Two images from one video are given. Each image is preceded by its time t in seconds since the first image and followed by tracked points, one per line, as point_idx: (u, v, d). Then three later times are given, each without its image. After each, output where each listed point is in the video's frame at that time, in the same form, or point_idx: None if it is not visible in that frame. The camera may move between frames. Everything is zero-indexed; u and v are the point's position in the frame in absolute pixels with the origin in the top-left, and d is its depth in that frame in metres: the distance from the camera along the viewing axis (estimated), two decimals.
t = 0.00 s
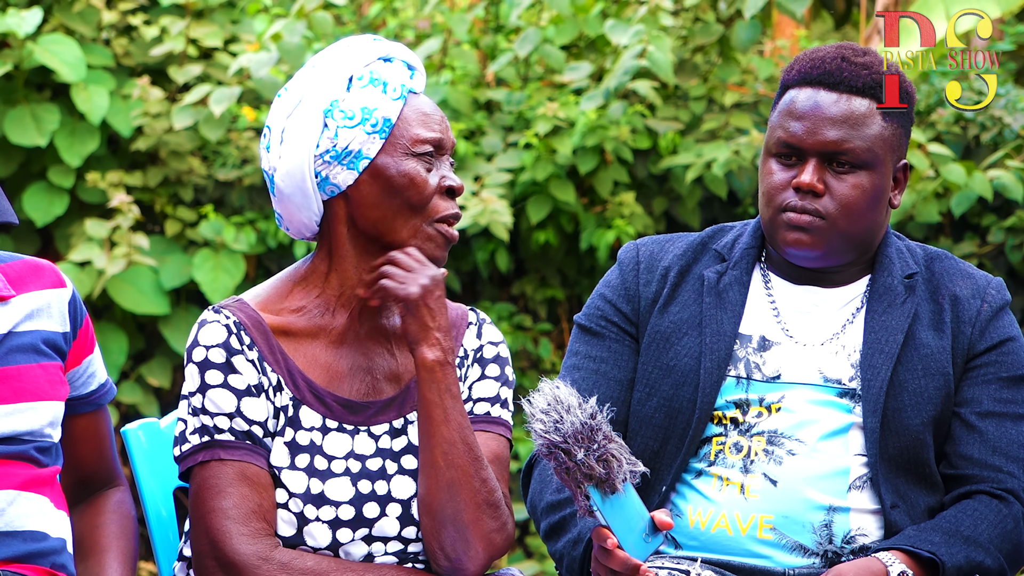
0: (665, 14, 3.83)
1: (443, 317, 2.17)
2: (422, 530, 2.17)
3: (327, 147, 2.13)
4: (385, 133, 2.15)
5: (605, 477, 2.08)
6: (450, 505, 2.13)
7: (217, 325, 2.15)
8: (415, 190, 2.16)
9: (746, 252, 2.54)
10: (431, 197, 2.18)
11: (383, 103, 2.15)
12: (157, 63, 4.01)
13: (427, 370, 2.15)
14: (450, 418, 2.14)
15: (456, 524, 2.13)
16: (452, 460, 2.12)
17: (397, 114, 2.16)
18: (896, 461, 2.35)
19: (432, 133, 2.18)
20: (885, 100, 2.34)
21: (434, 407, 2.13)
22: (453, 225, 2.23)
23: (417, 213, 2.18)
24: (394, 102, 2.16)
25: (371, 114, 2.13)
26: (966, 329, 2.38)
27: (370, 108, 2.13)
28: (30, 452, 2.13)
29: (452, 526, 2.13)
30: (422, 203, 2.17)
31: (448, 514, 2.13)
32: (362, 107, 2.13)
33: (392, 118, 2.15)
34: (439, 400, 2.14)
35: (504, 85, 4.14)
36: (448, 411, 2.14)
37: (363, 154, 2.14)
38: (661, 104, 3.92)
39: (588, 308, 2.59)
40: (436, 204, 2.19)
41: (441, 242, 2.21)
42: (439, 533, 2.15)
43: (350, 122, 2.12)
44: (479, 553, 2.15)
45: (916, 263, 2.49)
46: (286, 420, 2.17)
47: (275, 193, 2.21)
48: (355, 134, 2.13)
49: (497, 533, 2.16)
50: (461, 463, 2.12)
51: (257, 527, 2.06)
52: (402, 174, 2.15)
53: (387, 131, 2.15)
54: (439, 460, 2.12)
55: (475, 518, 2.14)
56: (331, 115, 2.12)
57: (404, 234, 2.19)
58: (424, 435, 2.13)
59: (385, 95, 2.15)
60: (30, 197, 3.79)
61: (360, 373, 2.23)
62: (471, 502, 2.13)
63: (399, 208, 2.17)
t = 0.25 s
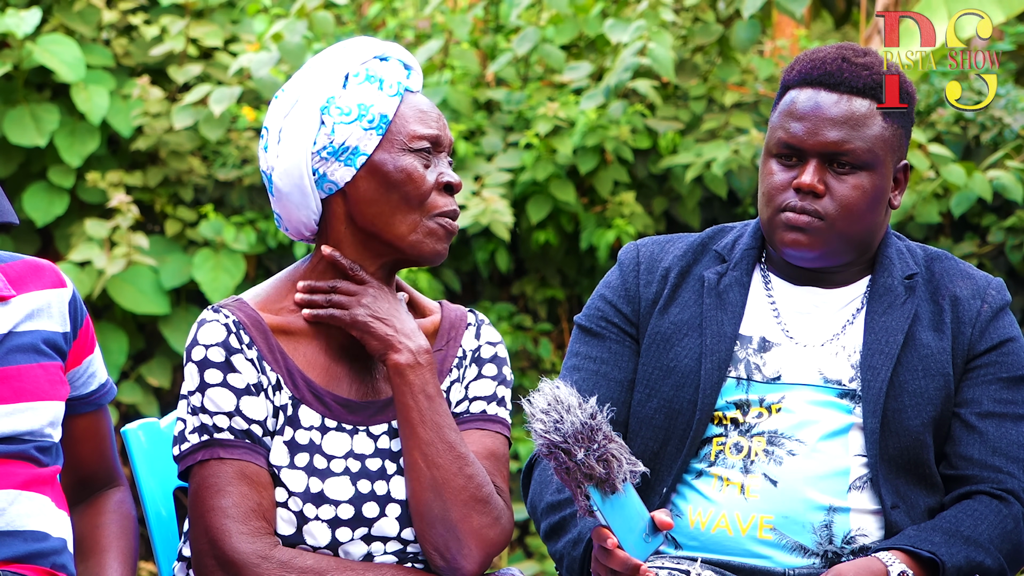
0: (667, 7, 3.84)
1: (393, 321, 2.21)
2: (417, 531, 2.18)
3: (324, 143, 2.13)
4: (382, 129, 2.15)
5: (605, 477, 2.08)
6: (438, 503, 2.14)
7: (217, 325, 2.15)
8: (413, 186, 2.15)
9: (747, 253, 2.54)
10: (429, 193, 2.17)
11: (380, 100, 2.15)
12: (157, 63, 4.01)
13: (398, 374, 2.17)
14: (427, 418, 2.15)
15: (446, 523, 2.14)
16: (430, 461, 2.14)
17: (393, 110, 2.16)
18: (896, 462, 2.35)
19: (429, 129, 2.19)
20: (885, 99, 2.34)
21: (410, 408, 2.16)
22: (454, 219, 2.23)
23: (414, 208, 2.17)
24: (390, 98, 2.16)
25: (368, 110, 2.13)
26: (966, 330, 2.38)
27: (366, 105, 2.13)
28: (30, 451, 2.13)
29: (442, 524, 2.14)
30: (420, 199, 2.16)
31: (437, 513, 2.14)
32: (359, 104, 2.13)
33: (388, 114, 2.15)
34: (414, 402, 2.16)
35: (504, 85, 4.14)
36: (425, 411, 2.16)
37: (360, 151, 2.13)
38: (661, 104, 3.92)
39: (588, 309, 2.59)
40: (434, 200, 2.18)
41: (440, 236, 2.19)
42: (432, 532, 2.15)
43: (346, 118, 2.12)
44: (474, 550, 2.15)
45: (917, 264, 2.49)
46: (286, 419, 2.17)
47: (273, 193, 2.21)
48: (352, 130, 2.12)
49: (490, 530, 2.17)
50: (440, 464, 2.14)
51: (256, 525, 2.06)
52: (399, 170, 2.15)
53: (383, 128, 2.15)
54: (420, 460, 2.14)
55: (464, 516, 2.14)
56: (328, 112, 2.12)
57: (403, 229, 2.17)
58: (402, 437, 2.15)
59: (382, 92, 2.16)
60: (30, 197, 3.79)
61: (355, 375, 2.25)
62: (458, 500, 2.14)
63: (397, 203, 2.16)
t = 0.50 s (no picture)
0: (667, 6, 3.84)
1: (397, 320, 2.21)
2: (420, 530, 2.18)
3: (323, 143, 2.13)
4: (381, 129, 2.15)
5: (605, 478, 2.09)
6: (441, 503, 2.14)
7: (217, 324, 2.15)
8: (412, 186, 2.15)
9: (747, 254, 2.54)
10: (427, 193, 2.17)
11: (380, 100, 2.15)
12: (157, 63, 4.01)
13: (403, 372, 2.18)
14: (431, 417, 2.16)
15: (449, 522, 2.14)
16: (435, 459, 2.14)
17: (393, 110, 2.16)
18: (896, 462, 2.35)
19: (428, 130, 2.19)
20: (885, 99, 2.34)
21: (415, 408, 2.16)
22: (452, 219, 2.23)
23: (413, 209, 2.17)
24: (389, 99, 2.16)
25: (367, 111, 2.13)
26: (966, 330, 2.38)
27: (365, 105, 2.13)
28: (30, 451, 2.13)
29: (445, 524, 2.14)
30: (419, 199, 2.16)
31: (440, 512, 2.14)
32: (358, 104, 2.13)
33: (388, 115, 2.15)
34: (419, 400, 2.16)
35: (504, 85, 4.14)
36: (429, 410, 2.16)
37: (359, 151, 2.13)
38: (661, 104, 3.92)
39: (588, 309, 2.59)
40: (433, 201, 2.18)
41: (438, 237, 2.19)
42: (434, 531, 2.15)
43: (346, 118, 2.12)
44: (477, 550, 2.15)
45: (917, 264, 2.49)
46: (286, 418, 2.17)
47: (272, 193, 2.21)
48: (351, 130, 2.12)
49: (493, 530, 2.17)
50: (444, 463, 2.14)
51: (257, 525, 2.06)
52: (398, 171, 2.15)
53: (383, 128, 2.15)
54: (424, 460, 2.14)
55: (467, 516, 2.14)
56: (327, 112, 2.12)
57: (402, 230, 2.17)
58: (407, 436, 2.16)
59: (381, 92, 2.16)
60: (30, 197, 3.79)
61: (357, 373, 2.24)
62: (461, 500, 2.14)
63: (396, 204, 2.16)
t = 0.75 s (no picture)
0: (666, 5, 3.84)
1: (397, 320, 2.21)
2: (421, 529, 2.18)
3: (324, 144, 2.13)
4: (382, 130, 2.15)
5: (605, 477, 2.09)
6: (442, 502, 2.14)
7: (217, 323, 2.15)
8: (412, 187, 2.15)
9: (746, 254, 2.54)
10: (428, 194, 2.17)
11: (380, 101, 2.15)
12: (157, 63, 4.01)
13: (404, 372, 2.18)
14: (432, 417, 2.16)
15: (450, 521, 2.14)
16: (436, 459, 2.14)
17: (393, 111, 2.16)
18: (896, 463, 2.35)
19: (429, 131, 2.19)
20: (885, 99, 2.34)
21: (415, 407, 2.16)
22: (453, 220, 2.22)
23: (414, 209, 2.17)
24: (390, 100, 2.16)
25: (368, 111, 2.13)
26: (966, 330, 2.38)
27: (366, 106, 2.13)
28: (30, 449, 2.13)
29: (445, 523, 2.14)
30: (419, 200, 2.16)
31: (441, 512, 2.14)
32: (359, 105, 2.13)
33: (388, 115, 2.15)
34: (419, 400, 2.16)
35: (504, 85, 4.14)
36: (430, 410, 2.16)
37: (360, 152, 2.13)
38: (661, 104, 3.92)
39: (588, 310, 2.59)
40: (433, 201, 2.18)
41: (438, 237, 2.19)
42: (435, 530, 2.15)
43: (346, 119, 2.12)
44: (478, 550, 2.15)
45: (917, 264, 2.49)
46: (286, 416, 2.17)
47: (272, 193, 2.21)
48: (352, 130, 2.12)
49: (493, 530, 2.17)
50: (445, 463, 2.14)
51: (257, 524, 2.06)
52: (398, 171, 2.15)
53: (384, 129, 2.15)
54: (425, 459, 2.14)
55: (467, 515, 2.14)
56: (328, 113, 2.13)
57: (402, 230, 2.17)
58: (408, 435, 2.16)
59: (382, 93, 2.16)
60: (30, 197, 3.79)
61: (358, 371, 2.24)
62: (462, 500, 2.14)
63: (396, 204, 2.16)
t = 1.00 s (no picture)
0: (666, 5, 3.84)
1: (397, 320, 2.21)
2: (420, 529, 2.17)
3: (325, 145, 2.12)
4: (383, 131, 2.15)
5: (605, 477, 2.09)
6: (443, 501, 2.14)
7: (217, 321, 2.15)
8: (413, 188, 2.15)
9: (746, 254, 2.54)
10: (428, 195, 2.17)
11: (382, 102, 2.15)
12: (157, 63, 4.01)
13: (404, 372, 2.18)
14: (432, 417, 2.16)
15: (451, 521, 2.14)
16: (437, 459, 2.14)
17: (395, 113, 2.16)
18: (896, 463, 2.35)
19: (430, 132, 2.19)
20: (885, 99, 2.34)
21: (416, 407, 2.16)
22: (453, 222, 2.23)
23: (414, 211, 2.17)
24: (392, 101, 2.16)
25: (370, 113, 2.13)
26: (966, 330, 2.38)
27: (368, 107, 2.13)
28: (30, 448, 2.13)
29: (446, 523, 2.14)
30: (420, 201, 2.16)
31: (442, 511, 2.14)
32: (361, 106, 2.13)
33: (390, 117, 2.15)
34: (420, 400, 2.16)
35: (504, 85, 4.14)
36: (431, 410, 2.16)
37: (361, 153, 2.13)
38: (661, 103, 3.92)
39: (588, 310, 2.59)
40: (434, 202, 2.18)
41: (439, 239, 2.20)
42: (435, 530, 2.15)
43: (348, 120, 2.12)
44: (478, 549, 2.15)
45: (917, 264, 2.49)
46: (286, 415, 2.17)
47: (273, 193, 2.21)
48: (353, 132, 2.12)
49: (493, 529, 2.17)
50: (446, 462, 2.14)
51: (257, 523, 2.06)
52: (399, 173, 2.15)
53: (385, 130, 2.15)
54: (426, 459, 2.14)
55: (468, 515, 2.14)
56: (329, 114, 2.12)
57: (403, 231, 2.17)
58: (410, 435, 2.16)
59: (384, 94, 2.15)
60: (30, 197, 3.79)
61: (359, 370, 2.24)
62: (463, 499, 2.14)
63: (397, 206, 2.16)
